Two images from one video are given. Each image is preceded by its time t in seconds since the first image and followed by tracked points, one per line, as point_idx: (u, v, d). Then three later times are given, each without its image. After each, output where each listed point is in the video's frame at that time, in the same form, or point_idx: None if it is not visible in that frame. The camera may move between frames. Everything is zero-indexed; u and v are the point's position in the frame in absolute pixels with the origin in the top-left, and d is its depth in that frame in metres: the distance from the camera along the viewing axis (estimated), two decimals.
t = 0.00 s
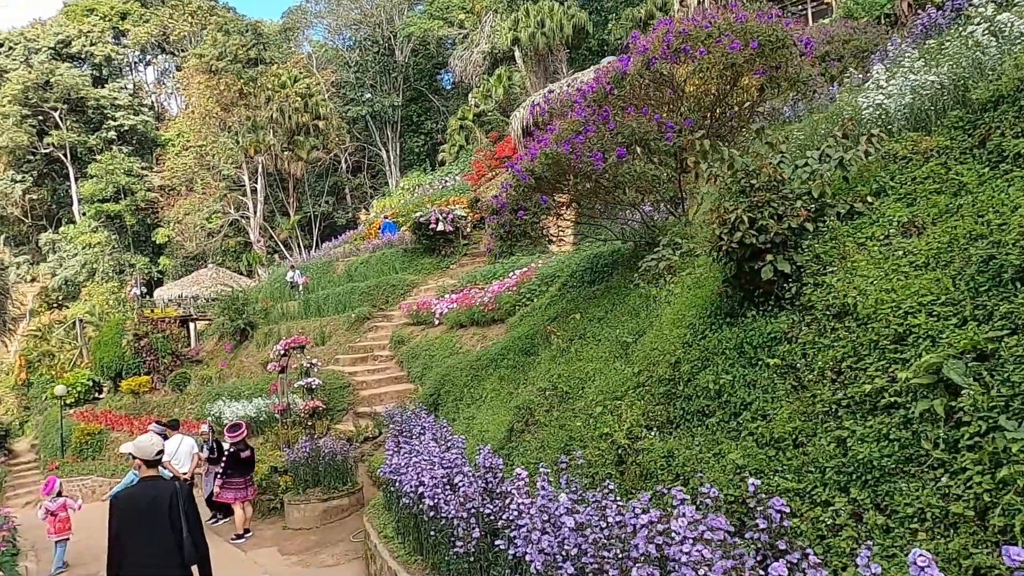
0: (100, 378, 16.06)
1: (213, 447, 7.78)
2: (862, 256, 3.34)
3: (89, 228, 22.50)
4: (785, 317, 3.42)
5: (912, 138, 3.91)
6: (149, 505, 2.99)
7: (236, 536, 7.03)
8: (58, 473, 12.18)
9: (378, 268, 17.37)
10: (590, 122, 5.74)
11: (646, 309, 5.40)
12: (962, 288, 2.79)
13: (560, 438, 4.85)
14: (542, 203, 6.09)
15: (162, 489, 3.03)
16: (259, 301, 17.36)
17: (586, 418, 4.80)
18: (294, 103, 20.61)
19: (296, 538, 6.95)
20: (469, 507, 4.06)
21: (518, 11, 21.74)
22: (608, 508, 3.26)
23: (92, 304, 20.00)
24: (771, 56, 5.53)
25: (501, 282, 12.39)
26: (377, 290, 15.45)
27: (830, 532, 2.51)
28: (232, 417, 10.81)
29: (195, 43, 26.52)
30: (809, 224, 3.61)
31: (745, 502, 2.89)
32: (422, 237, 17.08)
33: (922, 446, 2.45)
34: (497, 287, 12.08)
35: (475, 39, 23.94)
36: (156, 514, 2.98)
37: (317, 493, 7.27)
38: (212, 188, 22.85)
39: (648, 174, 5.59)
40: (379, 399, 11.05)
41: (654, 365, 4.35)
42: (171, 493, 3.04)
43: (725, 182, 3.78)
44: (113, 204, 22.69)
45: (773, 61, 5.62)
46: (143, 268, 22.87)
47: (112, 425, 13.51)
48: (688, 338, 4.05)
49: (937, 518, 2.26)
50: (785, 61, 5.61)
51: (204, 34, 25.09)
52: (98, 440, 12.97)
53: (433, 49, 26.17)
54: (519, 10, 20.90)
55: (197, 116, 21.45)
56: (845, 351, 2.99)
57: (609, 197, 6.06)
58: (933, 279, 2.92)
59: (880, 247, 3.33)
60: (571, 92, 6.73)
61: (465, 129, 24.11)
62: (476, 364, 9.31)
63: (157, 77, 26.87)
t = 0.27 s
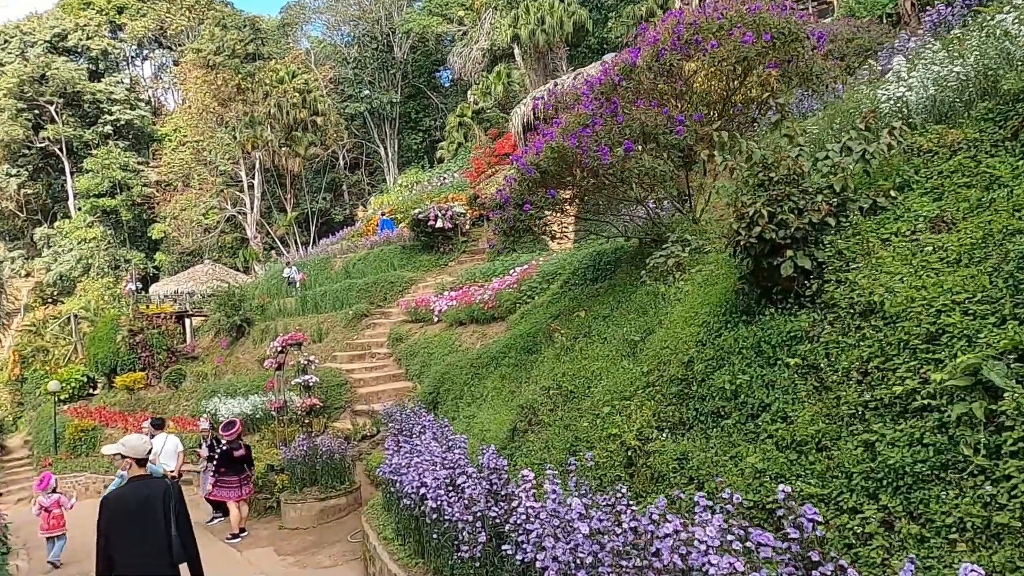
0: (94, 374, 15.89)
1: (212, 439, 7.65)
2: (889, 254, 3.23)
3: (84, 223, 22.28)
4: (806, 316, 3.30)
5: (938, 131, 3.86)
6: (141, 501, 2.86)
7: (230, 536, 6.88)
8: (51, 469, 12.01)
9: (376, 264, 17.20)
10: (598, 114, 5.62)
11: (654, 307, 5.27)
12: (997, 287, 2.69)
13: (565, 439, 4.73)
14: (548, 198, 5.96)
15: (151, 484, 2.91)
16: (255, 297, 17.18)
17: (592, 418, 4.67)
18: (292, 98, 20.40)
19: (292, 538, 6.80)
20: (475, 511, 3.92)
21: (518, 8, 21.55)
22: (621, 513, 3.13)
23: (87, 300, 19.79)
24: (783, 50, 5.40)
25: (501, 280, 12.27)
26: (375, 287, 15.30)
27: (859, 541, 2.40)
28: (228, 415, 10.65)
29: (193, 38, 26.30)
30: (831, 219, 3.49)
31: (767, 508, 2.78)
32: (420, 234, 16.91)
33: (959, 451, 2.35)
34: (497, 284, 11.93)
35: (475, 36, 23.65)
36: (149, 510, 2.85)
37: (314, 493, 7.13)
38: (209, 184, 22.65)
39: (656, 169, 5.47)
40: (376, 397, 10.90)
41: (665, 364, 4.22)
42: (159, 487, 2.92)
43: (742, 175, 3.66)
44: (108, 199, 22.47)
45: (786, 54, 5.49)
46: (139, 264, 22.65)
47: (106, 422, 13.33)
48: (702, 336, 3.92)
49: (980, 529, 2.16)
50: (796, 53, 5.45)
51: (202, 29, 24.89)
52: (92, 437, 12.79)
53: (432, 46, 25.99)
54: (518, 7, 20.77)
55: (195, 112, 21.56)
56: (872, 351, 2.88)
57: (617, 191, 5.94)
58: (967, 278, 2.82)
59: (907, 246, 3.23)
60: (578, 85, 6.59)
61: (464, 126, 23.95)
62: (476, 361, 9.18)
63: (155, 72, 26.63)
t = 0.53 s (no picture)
0: (87, 367, 15.70)
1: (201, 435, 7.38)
2: (911, 244, 3.16)
3: (77, 216, 22.03)
4: (823, 307, 3.21)
5: (960, 118, 3.77)
6: (135, 493, 2.80)
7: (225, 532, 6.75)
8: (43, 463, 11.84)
9: (372, 258, 17.05)
10: (603, 104, 5.52)
11: (660, 300, 5.17)
12: None
13: (568, 434, 4.63)
14: (550, 189, 5.86)
15: (141, 474, 2.86)
16: (250, 291, 17.00)
17: (597, 413, 4.57)
18: (287, 91, 20.15)
19: (287, 534, 6.68)
20: (478, 508, 3.81)
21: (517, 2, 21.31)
22: (632, 511, 3.04)
23: (80, 293, 19.57)
24: (793, 38, 5.29)
25: (499, 274, 12.14)
26: (371, 281, 15.15)
27: (884, 541, 2.32)
28: (222, 409, 10.50)
29: (188, 30, 26.00)
30: (849, 208, 3.39)
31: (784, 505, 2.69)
32: (417, 228, 16.74)
33: (994, 446, 2.28)
34: (496, 279, 11.82)
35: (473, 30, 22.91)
36: (145, 501, 2.81)
37: (310, 488, 6.99)
38: (203, 177, 22.43)
39: (663, 160, 5.38)
40: (373, 392, 10.76)
41: (672, 358, 4.12)
42: (150, 478, 2.88)
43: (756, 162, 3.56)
44: (102, 192, 22.22)
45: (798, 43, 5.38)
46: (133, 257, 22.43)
47: (98, 416, 13.17)
48: (712, 328, 3.82)
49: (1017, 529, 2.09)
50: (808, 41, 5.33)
51: (197, 21, 24.61)
52: (84, 430, 12.62)
53: (429, 40, 25.77)
54: None
55: (190, 104, 21.25)
56: (896, 344, 2.79)
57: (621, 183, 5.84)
58: (996, 269, 2.75)
59: (931, 237, 3.14)
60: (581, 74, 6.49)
61: (461, 121, 23.76)
62: (475, 356, 9.06)
63: (149, 64, 26.24)
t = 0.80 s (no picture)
0: (74, 368, 15.44)
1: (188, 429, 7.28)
2: (932, 238, 3.07)
3: (65, 214, 21.71)
4: (840, 304, 3.12)
5: (977, 111, 3.73)
6: (127, 498, 2.64)
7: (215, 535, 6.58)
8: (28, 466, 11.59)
9: (365, 258, 16.87)
10: (605, 97, 5.44)
11: (663, 298, 5.07)
12: None
13: (570, 435, 4.51)
14: (551, 185, 5.76)
15: (132, 478, 2.72)
16: (240, 291, 16.77)
17: (600, 413, 4.46)
18: (279, 91, 19.97)
19: (279, 537, 6.51)
20: (481, 512, 3.69)
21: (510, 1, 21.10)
22: (645, 516, 2.92)
23: (67, 293, 19.27)
24: (801, 31, 5.20)
25: (494, 274, 12.02)
26: (364, 280, 14.99)
27: (914, 547, 2.21)
28: (212, 409, 10.31)
29: (178, 28, 25.69)
30: (868, 201, 3.29)
31: (804, 508, 2.59)
32: (410, 227, 16.57)
33: None
34: (491, 279, 11.69)
35: (466, 29, 22.60)
36: (139, 506, 2.66)
37: (303, 490, 6.83)
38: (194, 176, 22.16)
39: (666, 155, 5.28)
40: (366, 392, 10.60)
41: (679, 357, 4.01)
42: (141, 482, 2.74)
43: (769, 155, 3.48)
44: (90, 190, 21.91)
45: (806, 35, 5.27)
46: (122, 256, 22.13)
47: (86, 417, 12.93)
48: (722, 326, 3.72)
49: None
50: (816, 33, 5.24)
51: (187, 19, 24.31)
52: (71, 431, 12.38)
53: (422, 40, 25.56)
54: None
55: (179, 102, 20.78)
56: (921, 341, 2.70)
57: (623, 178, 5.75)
58: None
59: (953, 231, 3.06)
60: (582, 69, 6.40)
61: (453, 121, 23.59)
62: (471, 355, 8.93)
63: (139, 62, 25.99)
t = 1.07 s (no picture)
0: (58, 372, 15.13)
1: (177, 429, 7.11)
2: (950, 237, 2.98)
3: (49, 217, 21.34)
4: (855, 306, 3.02)
5: (991, 108, 3.62)
6: (118, 505, 2.48)
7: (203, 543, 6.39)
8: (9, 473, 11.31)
9: (355, 260, 16.67)
10: (604, 96, 5.36)
11: (665, 300, 4.96)
12: None
13: (570, 441, 4.38)
14: (548, 185, 5.66)
15: (121, 485, 2.56)
16: (228, 294, 16.51)
17: (601, 418, 4.34)
18: (267, 91, 19.83)
19: (269, 545, 6.33)
20: (482, 522, 3.56)
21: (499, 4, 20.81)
22: (656, 527, 2.81)
23: (51, 296, 18.92)
24: (802, 29, 5.12)
25: (486, 276, 11.88)
26: (354, 283, 14.80)
27: (944, 560, 2.10)
28: (199, 414, 10.09)
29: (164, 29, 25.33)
30: (884, 199, 3.19)
31: (823, 519, 2.49)
32: (400, 230, 16.41)
33: None
34: (483, 281, 11.55)
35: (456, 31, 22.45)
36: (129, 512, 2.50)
37: (293, 497, 6.64)
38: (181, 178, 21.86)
39: (667, 153, 5.19)
40: (357, 396, 10.42)
41: (684, 360, 3.90)
42: (130, 489, 2.58)
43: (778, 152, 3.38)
44: (75, 192, 21.56)
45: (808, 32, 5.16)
46: (107, 259, 21.80)
47: (70, 422, 12.65)
48: (729, 328, 3.62)
49: None
50: (818, 31, 5.16)
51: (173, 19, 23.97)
52: (54, 437, 12.09)
53: (411, 42, 25.34)
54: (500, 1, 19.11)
55: (167, 104, 20.36)
56: (943, 345, 2.60)
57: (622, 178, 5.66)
58: None
59: (973, 230, 2.96)
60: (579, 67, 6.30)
61: (443, 123, 23.43)
62: (464, 359, 8.79)
63: (124, 63, 25.54)
